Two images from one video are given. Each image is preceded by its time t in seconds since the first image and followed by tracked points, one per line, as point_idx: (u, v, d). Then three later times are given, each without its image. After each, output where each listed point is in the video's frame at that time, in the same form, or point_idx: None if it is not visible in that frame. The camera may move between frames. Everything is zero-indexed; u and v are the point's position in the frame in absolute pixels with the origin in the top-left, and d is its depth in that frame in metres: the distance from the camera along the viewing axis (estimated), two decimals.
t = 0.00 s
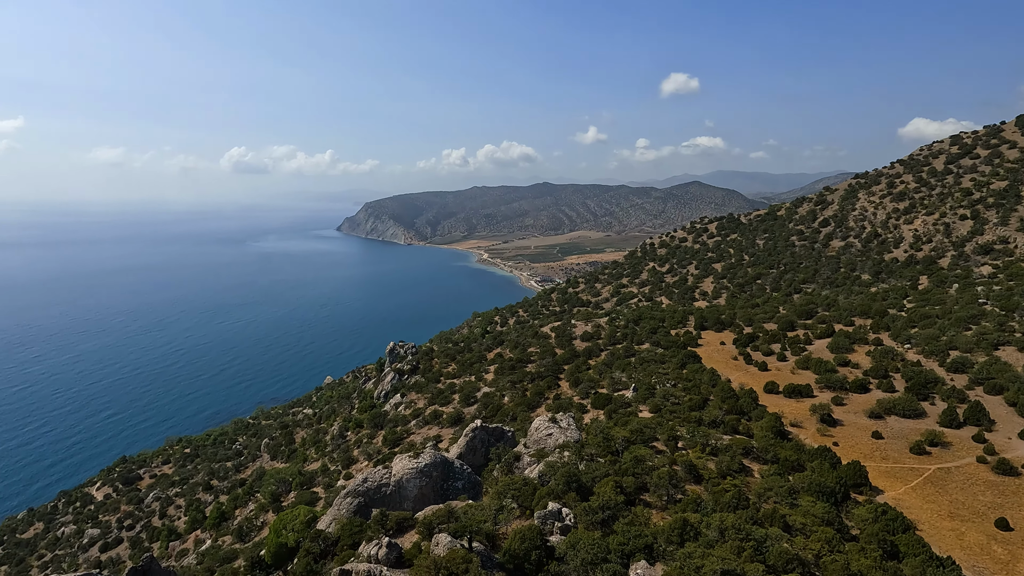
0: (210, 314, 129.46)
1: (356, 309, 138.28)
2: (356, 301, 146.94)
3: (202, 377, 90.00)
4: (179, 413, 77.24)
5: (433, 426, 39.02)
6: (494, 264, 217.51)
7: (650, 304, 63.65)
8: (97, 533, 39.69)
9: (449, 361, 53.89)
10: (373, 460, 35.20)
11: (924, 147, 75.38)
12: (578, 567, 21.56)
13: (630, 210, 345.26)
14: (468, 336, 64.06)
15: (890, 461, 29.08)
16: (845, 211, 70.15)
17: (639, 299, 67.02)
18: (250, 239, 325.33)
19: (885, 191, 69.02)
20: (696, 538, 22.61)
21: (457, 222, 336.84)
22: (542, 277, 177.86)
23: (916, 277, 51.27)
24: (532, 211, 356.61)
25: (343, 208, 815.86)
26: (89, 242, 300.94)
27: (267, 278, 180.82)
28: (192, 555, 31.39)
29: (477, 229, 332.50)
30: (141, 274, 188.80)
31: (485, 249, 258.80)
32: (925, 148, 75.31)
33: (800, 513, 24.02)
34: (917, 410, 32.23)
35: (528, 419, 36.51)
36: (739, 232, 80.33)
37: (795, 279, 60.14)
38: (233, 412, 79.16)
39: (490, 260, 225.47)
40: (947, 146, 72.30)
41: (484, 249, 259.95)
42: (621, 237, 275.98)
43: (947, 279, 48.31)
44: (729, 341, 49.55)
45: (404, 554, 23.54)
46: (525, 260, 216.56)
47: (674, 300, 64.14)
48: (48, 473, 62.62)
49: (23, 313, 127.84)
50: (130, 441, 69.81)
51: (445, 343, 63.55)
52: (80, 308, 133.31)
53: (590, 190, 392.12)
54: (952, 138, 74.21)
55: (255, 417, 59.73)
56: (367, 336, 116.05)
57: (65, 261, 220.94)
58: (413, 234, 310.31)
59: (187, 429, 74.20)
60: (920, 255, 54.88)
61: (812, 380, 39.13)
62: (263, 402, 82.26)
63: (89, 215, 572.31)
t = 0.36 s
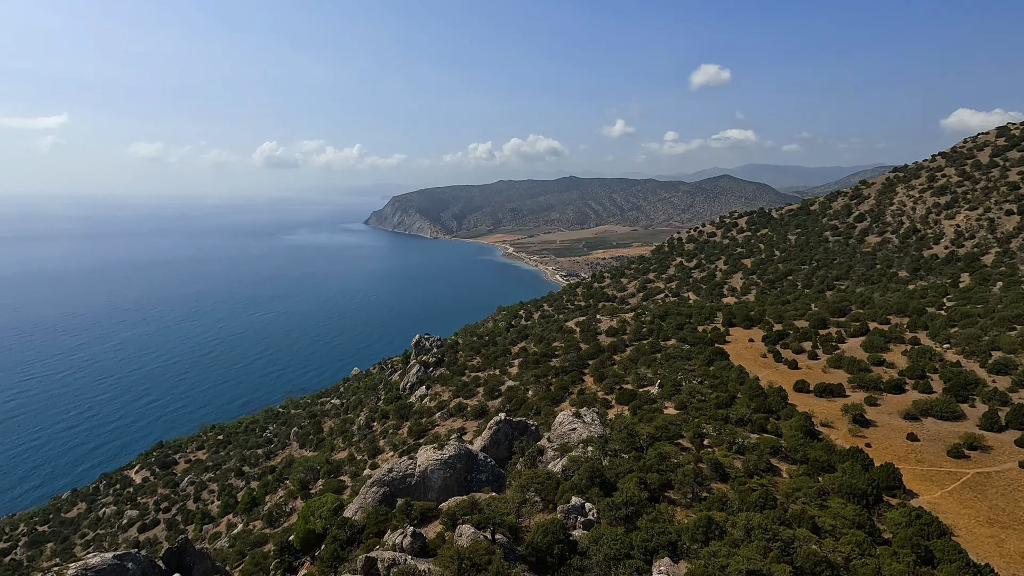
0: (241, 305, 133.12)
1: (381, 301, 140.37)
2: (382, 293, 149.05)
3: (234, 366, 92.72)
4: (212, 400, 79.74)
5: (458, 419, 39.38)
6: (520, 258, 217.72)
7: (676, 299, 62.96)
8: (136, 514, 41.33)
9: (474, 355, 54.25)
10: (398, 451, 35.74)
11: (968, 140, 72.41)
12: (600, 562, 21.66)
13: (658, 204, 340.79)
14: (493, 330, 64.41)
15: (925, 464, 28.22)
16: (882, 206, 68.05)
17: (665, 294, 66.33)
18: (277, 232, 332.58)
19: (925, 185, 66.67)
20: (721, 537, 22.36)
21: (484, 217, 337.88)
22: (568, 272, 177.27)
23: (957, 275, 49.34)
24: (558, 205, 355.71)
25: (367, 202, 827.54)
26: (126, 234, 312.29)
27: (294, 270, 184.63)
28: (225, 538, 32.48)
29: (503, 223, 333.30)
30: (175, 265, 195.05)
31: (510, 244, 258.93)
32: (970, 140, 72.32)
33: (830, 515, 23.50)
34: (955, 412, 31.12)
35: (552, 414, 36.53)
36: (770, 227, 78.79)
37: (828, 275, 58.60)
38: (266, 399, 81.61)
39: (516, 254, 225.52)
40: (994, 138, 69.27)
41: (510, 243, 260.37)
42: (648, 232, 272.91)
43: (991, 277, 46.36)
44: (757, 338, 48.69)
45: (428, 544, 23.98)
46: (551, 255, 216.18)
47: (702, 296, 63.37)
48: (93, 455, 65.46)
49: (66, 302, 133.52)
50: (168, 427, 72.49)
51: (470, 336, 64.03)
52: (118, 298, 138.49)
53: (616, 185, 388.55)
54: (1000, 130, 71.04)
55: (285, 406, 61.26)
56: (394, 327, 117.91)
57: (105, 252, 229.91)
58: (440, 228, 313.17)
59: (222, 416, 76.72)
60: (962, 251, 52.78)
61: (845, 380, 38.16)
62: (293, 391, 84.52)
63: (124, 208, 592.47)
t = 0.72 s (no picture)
0: (283, 290, 138.09)
1: (417, 288, 143.01)
2: (418, 280, 151.84)
3: (278, 349, 96.34)
4: (259, 381, 83.17)
5: (493, 405, 39.82)
6: (557, 247, 216.85)
7: (717, 291, 61.60)
8: (187, 486, 43.59)
9: (509, 343, 54.61)
10: (435, 435, 36.44)
11: None
12: (633, 553, 21.64)
13: (699, 193, 332.74)
14: (529, 318, 64.73)
15: (981, 467, 26.82)
16: (942, 195, 64.52)
17: (706, 285, 65.00)
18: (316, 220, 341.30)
19: (992, 172, 62.65)
20: (759, 533, 21.92)
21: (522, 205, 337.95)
22: (605, 261, 175.34)
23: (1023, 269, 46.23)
24: (599, 194, 352.22)
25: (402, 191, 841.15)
26: (176, 221, 327.13)
27: (330, 257, 189.39)
28: (270, 513, 33.98)
29: (541, 211, 332.85)
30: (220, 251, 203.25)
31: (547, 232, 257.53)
32: None
33: (875, 515, 22.69)
34: (1016, 414, 29.35)
35: (587, 403, 36.51)
36: (818, 217, 76.18)
37: (880, 268, 56.10)
38: (310, 381, 84.87)
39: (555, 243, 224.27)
40: None
41: (548, 231, 259.82)
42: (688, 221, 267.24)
43: None
44: (801, 332, 47.24)
45: (462, 527, 24.47)
46: (588, 243, 214.65)
47: (744, 287, 61.97)
48: (152, 429, 69.40)
49: (122, 285, 141.12)
50: (219, 404, 76.28)
51: (506, 324, 64.38)
52: (168, 282, 145.36)
53: (656, 173, 381.41)
54: None
55: (326, 388, 63.31)
56: (430, 313, 120.22)
57: (158, 238, 241.73)
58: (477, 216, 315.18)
59: (268, 395, 80.23)
60: None
61: (895, 378, 36.61)
62: (334, 374, 87.59)
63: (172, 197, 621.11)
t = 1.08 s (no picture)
0: (332, 269, 144.06)
1: (460, 270, 145.72)
2: (462, 262, 154.05)
3: (330, 326, 101.11)
4: (314, 356, 87.83)
5: (537, 386, 40.20)
6: (605, 230, 213.70)
7: (771, 277, 59.49)
8: (247, 452, 46.28)
9: (554, 325, 54.81)
10: (479, 414, 37.19)
11: None
12: (675, 539, 21.54)
13: (755, 175, 318.94)
14: (574, 301, 64.71)
15: None
16: None
17: (759, 271, 62.83)
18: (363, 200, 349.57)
19: None
20: (808, 527, 21.29)
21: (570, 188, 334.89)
22: (653, 244, 171.11)
23: None
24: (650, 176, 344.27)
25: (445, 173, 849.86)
26: (235, 200, 344.12)
27: (375, 238, 194.27)
28: (323, 480, 36.00)
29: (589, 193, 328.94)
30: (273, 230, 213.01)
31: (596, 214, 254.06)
32: None
33: (935, 516, 21.53)
34: None
35: (632, 388, 36.33)
36: (886, 201, 72.09)
37: (953, 256, 52.31)
38: (360, 357, 89.08)
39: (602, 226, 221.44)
40: None
41: (596, 214, 256.44)
42: (744, 204, 257.01)
43: None
44: (861, 322, 45.06)
45: (504, 504, 24.92)
46: (637, 226, 210.30)
47: (801, 274, 59.71)
48: (220, 395, 74.53)
49: (184, 261, 149.61)
50: (278, 375, 81.43)
51: (551, 307, 64.49)
52: (225, 259, 152.96)
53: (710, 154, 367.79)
54: None
55: (376, 364, 65.60)
56: (474, 295, 122.65)
57: (217, 217, 254.39)
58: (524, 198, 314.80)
59: (322, 369, 84.86)
60: None
61: (965, 373, 34.39)
62: (383, 352, 91.57)
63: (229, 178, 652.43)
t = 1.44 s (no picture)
0: (383, 242, 149.27)
1: (507, 245, 147.44)
2: (510, 238, 155.34)
3: (383, 297, 105.30)
4: (369, 325, 92.07)
5: (584, 362, 40.50)
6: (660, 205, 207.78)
7: (837, 258, 56.58)
8: (306, 414, 48.92)
9: (604, 302, 54.67)
10: (526, 386, 38.10)
11: None
12: (721, 521, 21.14)
13: (823, 150, 299.10)
14: (625, 279, 64.09)
15: None
16: None
17: (824, 252, 59.77)
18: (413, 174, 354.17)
19: None
20: (862, 518, 20.54)
21: (624, 163, 328.23)
22: (711, 221, 164.74)
23: None
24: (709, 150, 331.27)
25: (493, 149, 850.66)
26: (295, 173, 359.38)
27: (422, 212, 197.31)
28: (375, 444, 38.69)
29: (644, 168, 321.55)
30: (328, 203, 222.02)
31: (651, 190, 245.78)
32: None
33: (1008, 515, 20.09)
34: None
35: (682, 367, 36.04)
36: (973, 177, 66.30)
37: None
38: (413, 327, 93.22)
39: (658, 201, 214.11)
40: None
41: (650, 189, 249.72)
42: (810, 181, 242.15)
43: None
44: (936, 309, 42.19)
45: (548, 476, 25.31)
46: (694, 202, 202.64)
47: (870, 256, 56.43)
48: (286, 360, 79.66)
49: (243, 233, 157.16)
50: (338, 341, 86.81)
51: (602, 284, 64.21)
52: (281, 231, 159.59)
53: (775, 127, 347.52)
54: None
55: (427, 335, 67.77)
56: (521, 271, 124.55)
57: (276, 189, 265.52)
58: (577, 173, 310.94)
59: (377, 337, 89.69)
60: None
61: None
62: (435, 322, 95.34)
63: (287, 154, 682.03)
